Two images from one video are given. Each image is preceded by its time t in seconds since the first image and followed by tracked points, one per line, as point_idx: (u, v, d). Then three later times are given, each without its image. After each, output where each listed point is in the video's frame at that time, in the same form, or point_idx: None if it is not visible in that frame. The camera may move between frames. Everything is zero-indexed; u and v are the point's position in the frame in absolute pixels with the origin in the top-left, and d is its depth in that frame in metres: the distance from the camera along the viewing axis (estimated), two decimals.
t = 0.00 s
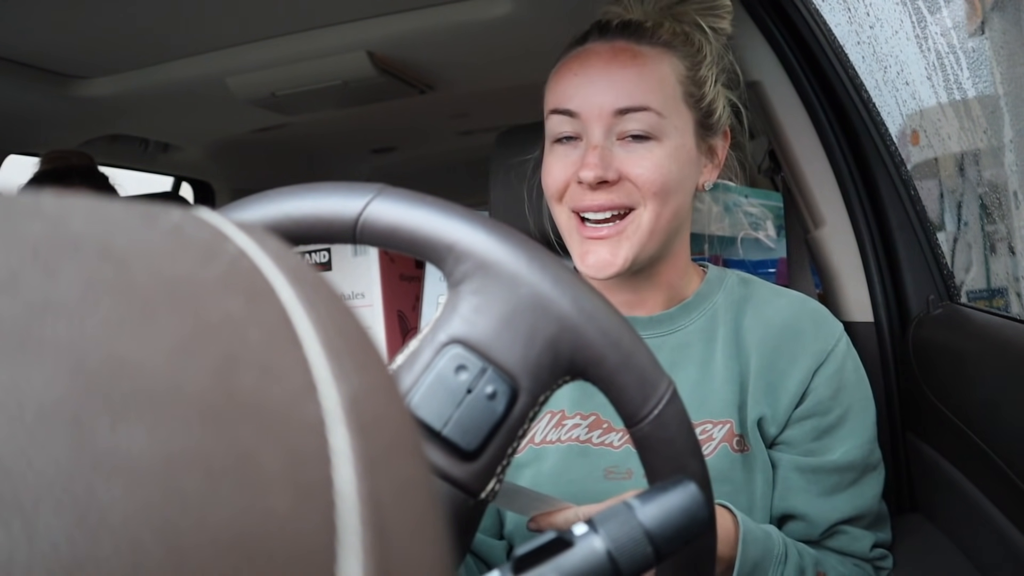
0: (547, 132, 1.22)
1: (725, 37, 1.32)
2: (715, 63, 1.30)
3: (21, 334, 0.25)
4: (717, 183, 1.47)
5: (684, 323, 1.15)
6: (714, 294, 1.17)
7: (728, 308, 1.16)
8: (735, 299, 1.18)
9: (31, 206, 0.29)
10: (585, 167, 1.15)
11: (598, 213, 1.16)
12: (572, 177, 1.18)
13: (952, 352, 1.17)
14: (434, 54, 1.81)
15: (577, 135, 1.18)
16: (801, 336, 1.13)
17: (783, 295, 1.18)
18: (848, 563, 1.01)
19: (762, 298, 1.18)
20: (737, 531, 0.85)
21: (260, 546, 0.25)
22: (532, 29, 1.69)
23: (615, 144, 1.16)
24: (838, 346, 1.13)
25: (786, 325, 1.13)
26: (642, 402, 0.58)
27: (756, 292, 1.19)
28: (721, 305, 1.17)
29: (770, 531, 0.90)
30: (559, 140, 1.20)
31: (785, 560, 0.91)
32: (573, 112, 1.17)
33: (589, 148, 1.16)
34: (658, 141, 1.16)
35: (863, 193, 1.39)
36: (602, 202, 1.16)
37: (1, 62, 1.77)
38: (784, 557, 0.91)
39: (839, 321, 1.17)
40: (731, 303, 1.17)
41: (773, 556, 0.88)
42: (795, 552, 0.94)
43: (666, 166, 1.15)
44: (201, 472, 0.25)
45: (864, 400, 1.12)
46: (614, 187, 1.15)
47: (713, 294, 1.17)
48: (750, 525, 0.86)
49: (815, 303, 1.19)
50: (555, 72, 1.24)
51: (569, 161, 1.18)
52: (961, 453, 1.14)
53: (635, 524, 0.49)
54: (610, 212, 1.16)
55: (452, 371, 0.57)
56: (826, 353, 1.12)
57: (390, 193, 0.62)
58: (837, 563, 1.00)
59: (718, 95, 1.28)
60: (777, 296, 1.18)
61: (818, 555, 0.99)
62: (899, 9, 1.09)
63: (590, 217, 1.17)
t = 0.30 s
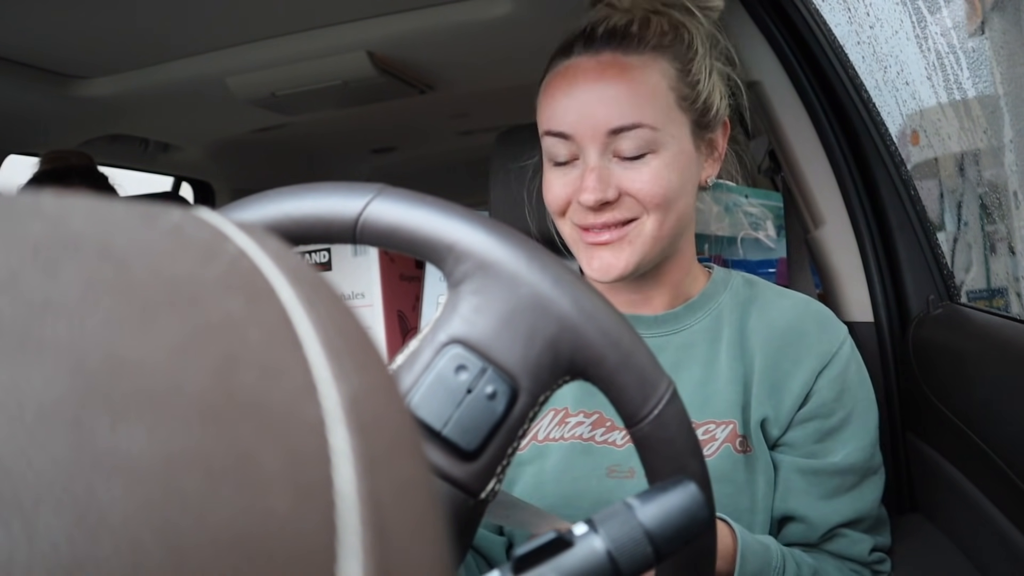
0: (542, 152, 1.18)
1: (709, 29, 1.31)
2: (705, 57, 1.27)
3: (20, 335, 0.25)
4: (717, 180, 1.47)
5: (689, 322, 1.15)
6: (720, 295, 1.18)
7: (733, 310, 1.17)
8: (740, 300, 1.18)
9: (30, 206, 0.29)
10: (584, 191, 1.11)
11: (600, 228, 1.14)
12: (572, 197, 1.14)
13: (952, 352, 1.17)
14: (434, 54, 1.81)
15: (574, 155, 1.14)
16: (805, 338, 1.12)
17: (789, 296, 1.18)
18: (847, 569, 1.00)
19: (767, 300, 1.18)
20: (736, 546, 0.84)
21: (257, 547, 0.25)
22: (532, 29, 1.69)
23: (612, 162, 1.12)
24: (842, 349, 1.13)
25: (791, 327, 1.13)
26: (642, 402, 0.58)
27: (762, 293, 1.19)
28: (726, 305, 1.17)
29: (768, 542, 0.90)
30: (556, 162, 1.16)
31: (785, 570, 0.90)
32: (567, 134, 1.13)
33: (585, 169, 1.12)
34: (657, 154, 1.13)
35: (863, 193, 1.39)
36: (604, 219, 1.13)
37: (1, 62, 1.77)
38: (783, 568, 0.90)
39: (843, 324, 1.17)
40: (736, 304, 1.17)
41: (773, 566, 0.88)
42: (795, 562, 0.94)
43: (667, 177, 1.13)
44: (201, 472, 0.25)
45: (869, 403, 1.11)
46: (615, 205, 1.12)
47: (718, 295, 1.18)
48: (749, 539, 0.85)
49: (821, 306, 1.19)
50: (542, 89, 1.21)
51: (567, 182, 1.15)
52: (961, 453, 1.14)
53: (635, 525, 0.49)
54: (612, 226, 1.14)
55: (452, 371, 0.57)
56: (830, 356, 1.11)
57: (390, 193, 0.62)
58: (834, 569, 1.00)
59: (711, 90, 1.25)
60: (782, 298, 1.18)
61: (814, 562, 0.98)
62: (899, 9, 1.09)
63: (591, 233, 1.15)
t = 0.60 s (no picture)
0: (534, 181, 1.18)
1: (666, 20, 1.28)
2: (671, 50, 1.24)
3: (20, 335, 0.25)
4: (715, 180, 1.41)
5: (704, 322, 1.16)
6: (733, 297, 1.18)
7: (746, 313, 1.16)
8: (753, 304, 1.18)
9: (30, 206, 0.29)
10: (577, 215, 1.11)
11: (601, 244, 1.14)
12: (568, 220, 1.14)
13: (952, 352, 1.17)
14: (434, 54, 1.81)
15: (561, 180, 1.13)
16: (818, 343, 1.12)
17: (802, 301, 1.18)
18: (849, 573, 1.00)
19: (780, 304, 1.17)
20: (731, 546, 0.83)
21: (256, 547, 0.25)
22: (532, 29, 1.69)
23: (598, 179, 1.11)
24: (854, 355, 1.12)
25: (803, 331, 1.13)
26: (642, 402, 0.58)
27: (776, 297, 1.19)
28: (739, 308, 1.17)
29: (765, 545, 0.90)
30: (549, 187, 1.16)
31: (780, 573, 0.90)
32: (549, 165, 1.12)
33: (574, 193, 1.12)
34: (638, 160, 1.11)
35: (863, 194, 1.40)
36: (602, 235, 1.13)
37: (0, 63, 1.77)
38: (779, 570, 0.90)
39: (856, 331, 1.16)
40: (750, 308, 1.17)
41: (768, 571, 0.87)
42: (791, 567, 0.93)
43: (654, 179, 1.11)
44: (201, 472, 0.25)
45: (878, 409, 1.11)
46: (610, 219, 1.11)
47: (731, 298, 1.17)
48: (745, 541, 0.85)
49: (834, 311, 1.19)
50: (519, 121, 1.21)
51: (561, 206, 1.15)
52: (961, 453, 1.14)
53: (635, 525, 0.49)
54: (613, 239, 1.13)
55: (452, 371, 0.57)
56: (843, 361, 1.11)
57: (390, 193, 0.62)
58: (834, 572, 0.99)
59: (684, 77, 1.23)
60: (797, 302, 1.17)
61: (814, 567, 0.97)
62: (899, 9, 1.09)
63: (596, 251, 1.15)
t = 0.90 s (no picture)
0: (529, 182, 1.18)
1: (659, 20, 1.28)
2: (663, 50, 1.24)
3: (20, 335, 0.25)
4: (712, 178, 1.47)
5: (701, 320, 1.16)
6: (730, 296, 1.18)
7: (743, 312, 1.16)
8: (751, 302, 1.17)
9: (31, 206, 0.29)
10: (569, 215, 1.11)
11: (596, 244, 1.14)
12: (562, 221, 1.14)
13: (952, 352, 1.17)
14: (435, 54, 1.81)
15: (555, 181, 1.14)
16: (814, 341, 1.12)
17: (800, 299, 1.18)
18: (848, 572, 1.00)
19: (778, 302, 1.17)
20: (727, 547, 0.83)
21: (257, 547, 0.25)
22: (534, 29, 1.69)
23: (590, 180, 1.11)
24: (851, 353, 1.12)
25: (801, 330, 1.13)
26: (642, 402, 0.58)
27: (773, 295, 1.18)
28: (736, 307, 1.17)
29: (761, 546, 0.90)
30: (543, 188, 1.16)
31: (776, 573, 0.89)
32: (541, 165, 1.13)
33: (566, 193, 1.12)
34: (629, 160, 1.11)
35: (863, 193, 1.40)
36: (595, 236, 1.13)
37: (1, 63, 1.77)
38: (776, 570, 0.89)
39: (853, 328, 1.16)
40: (747, 306, 1.17)
41: (764, 568, 0.87)
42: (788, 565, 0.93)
43: (646, 179, 1.11)
44: (200, 473, 0.25)
45: (876, 407, 1.11)
46: (602, 220, 1.11)
47: (728, 297, 1.18)
48: (740, 541, 0.85)
49: (833, 310, 1.18)
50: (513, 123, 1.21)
51: (555, 207, 1.15)
52: (961, 453, 1.14)
53: (635, 524, 0.49)
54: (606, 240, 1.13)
55: (452, 371, 0.57)
56: (839, 358, 1.11)
57: (390, 192, 0.62)
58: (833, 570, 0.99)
59: (676, 77, 1.22)
60: (795, 300, 1.17)
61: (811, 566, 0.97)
62: (899, 9, 1.09)
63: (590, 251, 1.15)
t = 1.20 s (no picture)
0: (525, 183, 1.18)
1: (655, 21, 1.28)
2: (660, 51, 1.24)
3: (20, 336, 0.25)
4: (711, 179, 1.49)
5: (698, 320, 1.16)
6: (728, 295, 1.18)
7: (741, 311, 1.16)
8: (749, 301, 1.18)
9: (31, 206, 0.29)
10: (566, 215, 1.11)
11: (592, 245, 1.14)
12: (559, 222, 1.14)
13: (952, 352, 1.17)
14: (435, 54, 1.81)
15: (551, 182, 1.14)
16: (812, 340, 1.12)
17: (798, 298, 1.18)
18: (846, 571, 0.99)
19: (777, 301, 1.17)
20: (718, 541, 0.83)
21: (257, 546, 0.25)
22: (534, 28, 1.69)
23: (586, 180, 1.11)
24: (848, 351, 1.12)
25: (798, 329, 1.13)
26: (642, 402, 0.58)
27: (770, 294, 1.18)
28: (733, 306, 1.17)
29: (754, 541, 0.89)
30: (540, 188, 1.16)
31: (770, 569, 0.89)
32: (538, 166, 1.13)
33: (563, 194, 1.12)
34: (625, 161, 1.11)
35: (863, 193, 1.39)
36: (592, 237, 1.13)
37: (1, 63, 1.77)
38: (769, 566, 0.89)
39: (850, 326, 1.16)
40: (744, 305, 1.17)
41: (757, 564, 0.87)
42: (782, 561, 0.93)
43: (642, 180, 1.11)
44: (200, 473, 0.25)
45: (874, 405, 1.11)
46: (599, 221, 1.11)
47: (726, 296, 1.18)
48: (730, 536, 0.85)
49: (831, 309, 1.18)
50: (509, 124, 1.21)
51: (552, 208, 1.15)
52: (961, 453, 1.14)
53: (634, 524, 0.49)
54: (603, 241, 1.13)
55: (452, 371, 0.57)
56: (836, 357, 1.11)
57: (390, 192, 0.62)
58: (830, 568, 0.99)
59: (673, 79, 1.22)
60: (793, 300, 1.17)
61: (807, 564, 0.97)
62: (899, 9, 1.09)
63: (587, 252, 1.15)
